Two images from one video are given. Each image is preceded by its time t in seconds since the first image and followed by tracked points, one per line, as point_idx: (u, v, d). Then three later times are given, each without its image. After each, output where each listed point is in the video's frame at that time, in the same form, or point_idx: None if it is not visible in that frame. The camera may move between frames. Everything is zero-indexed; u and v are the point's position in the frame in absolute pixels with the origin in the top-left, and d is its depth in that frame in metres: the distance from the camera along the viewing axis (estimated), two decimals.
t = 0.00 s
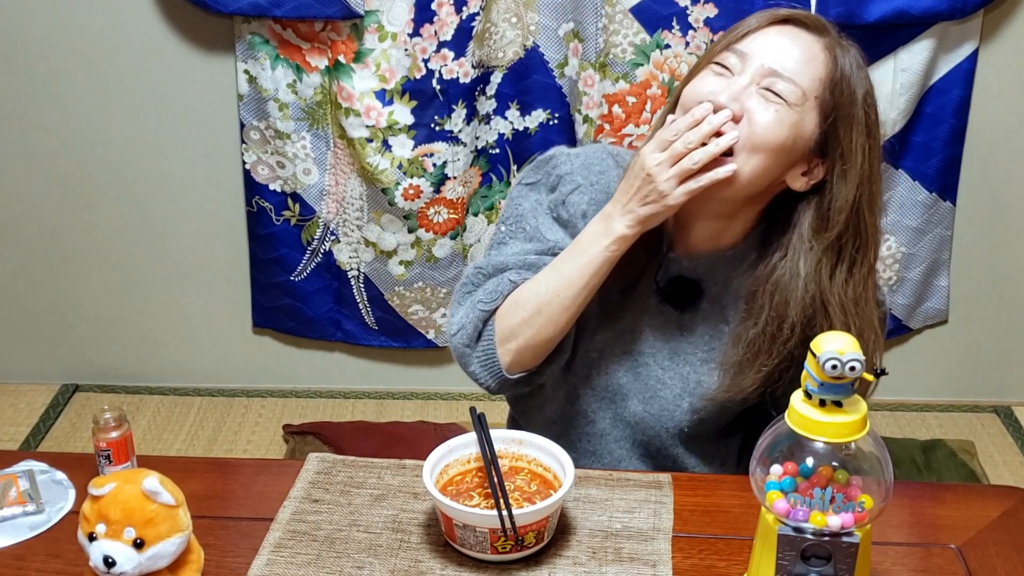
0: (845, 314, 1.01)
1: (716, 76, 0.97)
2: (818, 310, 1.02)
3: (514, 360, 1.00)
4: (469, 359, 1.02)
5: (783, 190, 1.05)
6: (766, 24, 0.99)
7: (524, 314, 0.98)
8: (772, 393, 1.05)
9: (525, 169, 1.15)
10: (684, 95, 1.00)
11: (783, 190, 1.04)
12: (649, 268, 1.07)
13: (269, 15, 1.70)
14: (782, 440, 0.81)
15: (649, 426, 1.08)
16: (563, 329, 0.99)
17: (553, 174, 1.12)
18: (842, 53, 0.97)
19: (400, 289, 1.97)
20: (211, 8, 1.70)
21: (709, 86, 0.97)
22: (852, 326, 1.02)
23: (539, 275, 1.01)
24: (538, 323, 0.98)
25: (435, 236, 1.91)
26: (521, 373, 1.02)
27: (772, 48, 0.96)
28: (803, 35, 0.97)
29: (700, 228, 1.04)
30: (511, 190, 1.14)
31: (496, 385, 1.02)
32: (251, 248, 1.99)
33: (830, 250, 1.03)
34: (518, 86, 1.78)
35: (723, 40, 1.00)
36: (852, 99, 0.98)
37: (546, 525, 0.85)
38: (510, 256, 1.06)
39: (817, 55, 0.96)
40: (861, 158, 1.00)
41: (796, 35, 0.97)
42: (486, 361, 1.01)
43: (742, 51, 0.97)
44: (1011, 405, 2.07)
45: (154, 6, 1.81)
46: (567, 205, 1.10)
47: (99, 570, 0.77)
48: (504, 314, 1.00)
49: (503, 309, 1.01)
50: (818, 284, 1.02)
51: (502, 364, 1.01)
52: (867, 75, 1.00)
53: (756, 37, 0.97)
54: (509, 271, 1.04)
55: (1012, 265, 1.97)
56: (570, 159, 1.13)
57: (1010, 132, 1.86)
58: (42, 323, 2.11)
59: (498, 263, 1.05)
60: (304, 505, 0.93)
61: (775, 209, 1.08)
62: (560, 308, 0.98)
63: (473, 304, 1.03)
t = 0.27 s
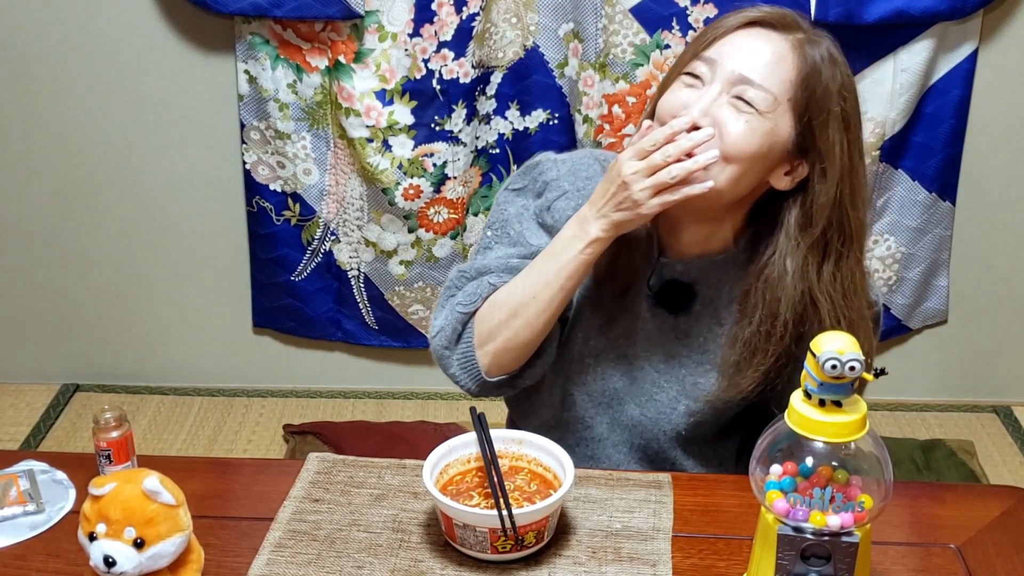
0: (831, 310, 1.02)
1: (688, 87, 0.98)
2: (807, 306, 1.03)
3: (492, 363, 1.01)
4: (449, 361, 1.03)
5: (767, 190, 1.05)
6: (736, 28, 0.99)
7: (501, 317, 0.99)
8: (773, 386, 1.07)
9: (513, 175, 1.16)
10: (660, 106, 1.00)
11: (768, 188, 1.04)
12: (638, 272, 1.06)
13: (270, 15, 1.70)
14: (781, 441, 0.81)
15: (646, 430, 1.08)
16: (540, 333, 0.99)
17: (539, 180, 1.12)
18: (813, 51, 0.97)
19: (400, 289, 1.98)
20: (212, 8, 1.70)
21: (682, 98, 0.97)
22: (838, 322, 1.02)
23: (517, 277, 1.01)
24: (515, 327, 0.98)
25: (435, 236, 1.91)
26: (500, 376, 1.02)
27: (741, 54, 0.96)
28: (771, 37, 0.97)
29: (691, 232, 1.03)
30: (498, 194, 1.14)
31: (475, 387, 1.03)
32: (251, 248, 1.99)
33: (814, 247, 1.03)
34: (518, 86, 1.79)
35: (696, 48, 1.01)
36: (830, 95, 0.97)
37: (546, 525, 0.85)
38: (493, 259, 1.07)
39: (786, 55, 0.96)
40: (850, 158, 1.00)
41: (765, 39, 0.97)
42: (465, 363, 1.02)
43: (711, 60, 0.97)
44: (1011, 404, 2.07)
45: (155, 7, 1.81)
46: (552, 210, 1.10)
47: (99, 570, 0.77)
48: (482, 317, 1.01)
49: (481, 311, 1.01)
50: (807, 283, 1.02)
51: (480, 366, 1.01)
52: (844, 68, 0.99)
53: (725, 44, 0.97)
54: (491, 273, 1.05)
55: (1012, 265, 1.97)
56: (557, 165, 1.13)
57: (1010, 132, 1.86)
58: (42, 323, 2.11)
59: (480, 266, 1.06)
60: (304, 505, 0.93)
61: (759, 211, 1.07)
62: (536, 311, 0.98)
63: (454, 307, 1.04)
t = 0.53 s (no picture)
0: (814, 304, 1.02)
1: (678, 83, 0.97)
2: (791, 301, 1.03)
3: (479, 356, 1.01)
4: (437, 353, 1.03)
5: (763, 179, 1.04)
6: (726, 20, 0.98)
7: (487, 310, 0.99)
8: (771, 378, 1.07)
9: (508, 172, 1.16)
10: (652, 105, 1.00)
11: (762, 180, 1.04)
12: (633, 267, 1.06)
13: (270, 15, 1.70)
14: (780, 440, 0.81)
15: (644, 427, 1.08)
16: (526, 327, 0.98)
17: (533, 176, 1.13)
18: (801, 40, 0.96)
19: (400, 289, 1.98)
20: (212, 8, 1.70)
21: (672, 94, 0.97)
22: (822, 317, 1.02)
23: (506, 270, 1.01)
24: (500, 320, 0.98)
25: (435, 236, 1.91)
26: (489, 369, 1.02)
27: (730, 46, 0.95)
28: (760, 29, 0.96)
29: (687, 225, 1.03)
30: (492, 192, 1.15)
31: (463, 379, 1.03)
32: (251, 248, 1.99)
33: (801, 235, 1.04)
34: (518, 86, 1.79)
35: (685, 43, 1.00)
36: (820, 86, 0.97)
37: (546, 525, 0.85)
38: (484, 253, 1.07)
39: (775, 46, 0.95)
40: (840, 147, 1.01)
41: (754, 30, 0.96)
42: (452, 355, 1.02)
43: (701, 53, 0.96)
44: (1011, 404, 2.07)
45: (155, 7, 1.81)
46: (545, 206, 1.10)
47: (99, 570, 0.77)
48: (469, 310, 1.01)
49: (469, 304, 1.01)
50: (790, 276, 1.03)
51: (467, 360, 1.01)
52: (831, 55, 0.98)
53: (714, 36, 0.97)
54: (480, 267, 1.05)
55: (1012, 265, 1.97)
56: (551, 161, 1.13)
57: (1010, 132, 1.86)
58: (42, 323, 2.11)
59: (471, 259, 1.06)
60: (304, 505, 0.93)
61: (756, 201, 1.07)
62: (522, 305, 0.97)
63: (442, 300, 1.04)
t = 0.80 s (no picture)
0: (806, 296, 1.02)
1: (667, 74, 0.98)
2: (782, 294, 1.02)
3: (483, 345, 1.01)
4: (441, 343, 1.03)
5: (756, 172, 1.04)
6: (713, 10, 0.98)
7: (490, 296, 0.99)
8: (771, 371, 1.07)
9: (513, 166, 1.16)
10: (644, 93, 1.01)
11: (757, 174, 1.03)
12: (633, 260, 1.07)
13: (270, 15, 1.70)
14: (780, 440, 0.81)
15: (644, 421, 1.08)
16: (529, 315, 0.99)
17: (537, 170, 1.13)
18: (787, 32, 0.95)
19: (400, 289, 1.98)
20: (212, 8, 1.70)
21: (660, 84, 0.98)
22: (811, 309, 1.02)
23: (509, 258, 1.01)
24: (503, 307, 0.98)
25: (435, 236, 1.91)
26: (493, 358, 1.02)
27: (715, 37, 0.96)
28: (744, 19, 0.96)
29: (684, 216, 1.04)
30: (496, 186, 1.15)
31: (467, 369, 1.03)
32: (251, 248, 1.99)
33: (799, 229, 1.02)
34: (518, 86, 1.78)
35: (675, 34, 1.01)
36: (812, 76, 0.95)
37: (546, 525, 0.85)
38: (488, 244, 1.07)
39: (759, 35, 0.95)
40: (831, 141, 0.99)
41: (739, 20, 0.96)
42: (456, 344, 1.02)
43: (688, 44, 0.97)
44: (1011, 404, 2.07)
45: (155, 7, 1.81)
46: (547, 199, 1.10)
47: (99, 570, 0.77)
48: (474, 299, 1.01)
49: (473, 294, 1.02)
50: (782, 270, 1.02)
51: (472, 349, 1.01)
52: (823, 47, 0.97)
53: (701, 28, 0.97)
54: (484, 258, 1.06)
55: (1012, 265, 1.97)
56: (554, 155, 1.14)
57: (1009, 132, 1.86)
58: (42, 323, 2.11)
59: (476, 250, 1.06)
60: (304, 505, 0.93)
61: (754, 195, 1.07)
62: (524, 291, 0.98)
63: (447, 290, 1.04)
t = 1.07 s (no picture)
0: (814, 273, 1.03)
1: (667, 56, 0.99)
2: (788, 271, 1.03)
3: (496, 356, 1.01)
4: (455, 359, 1.03)
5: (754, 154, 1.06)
6: None
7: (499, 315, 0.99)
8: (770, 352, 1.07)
9: (507, 173, 1.16)
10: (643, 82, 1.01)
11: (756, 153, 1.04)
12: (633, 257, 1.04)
13: (270, 15, 1.70)
14: (780, 440, 0.81)
15: (646, 410, 1.08)
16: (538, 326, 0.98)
17: (531, 176, 1.13)
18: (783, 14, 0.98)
19: (400, 289, 1.98)
20: (212, 8, 1.70)
21: (661, 66, 0.98)
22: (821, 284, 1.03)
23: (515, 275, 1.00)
24: (513, 322, 0.98)
25: (435, 236, 1.91)
26: (506, 369, 1.02)
27: (714, 17, 0.98)
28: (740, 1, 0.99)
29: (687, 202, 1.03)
30: (492, 196, 1.15)
31: (483, 381, 1.03)
32: (251, 248, 1.99)
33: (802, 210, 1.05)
34: (518, 86, 1.79)
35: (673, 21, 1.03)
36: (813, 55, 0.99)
37: (546, 525, 0.85)
38: (490, 256, 1.07)
39: (758, 15, 0.98)
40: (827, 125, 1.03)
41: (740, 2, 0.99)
42: (469, 358, 1.02)
43: (687, 26, 0.99)
44: (1011, 404, 2.07)
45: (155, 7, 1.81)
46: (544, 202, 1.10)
47: (99, 570, 0.77)
48: (483, 313, 1.00)
49: (482, 308, 1.01)
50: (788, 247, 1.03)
51: (484, 362, 1.01)
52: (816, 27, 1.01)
53: (699, 11, 0.99)
54: (490, 271, 1.05)
55: (1013, 265, 1.97)
56: (546, 159, 1.13)
57: (1009, 132, 1.86)
58: (41, 322, 2.11)
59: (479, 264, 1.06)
60: (304, 505, 0.93)
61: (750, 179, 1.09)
62: (533, 307, 0.97)
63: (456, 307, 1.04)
